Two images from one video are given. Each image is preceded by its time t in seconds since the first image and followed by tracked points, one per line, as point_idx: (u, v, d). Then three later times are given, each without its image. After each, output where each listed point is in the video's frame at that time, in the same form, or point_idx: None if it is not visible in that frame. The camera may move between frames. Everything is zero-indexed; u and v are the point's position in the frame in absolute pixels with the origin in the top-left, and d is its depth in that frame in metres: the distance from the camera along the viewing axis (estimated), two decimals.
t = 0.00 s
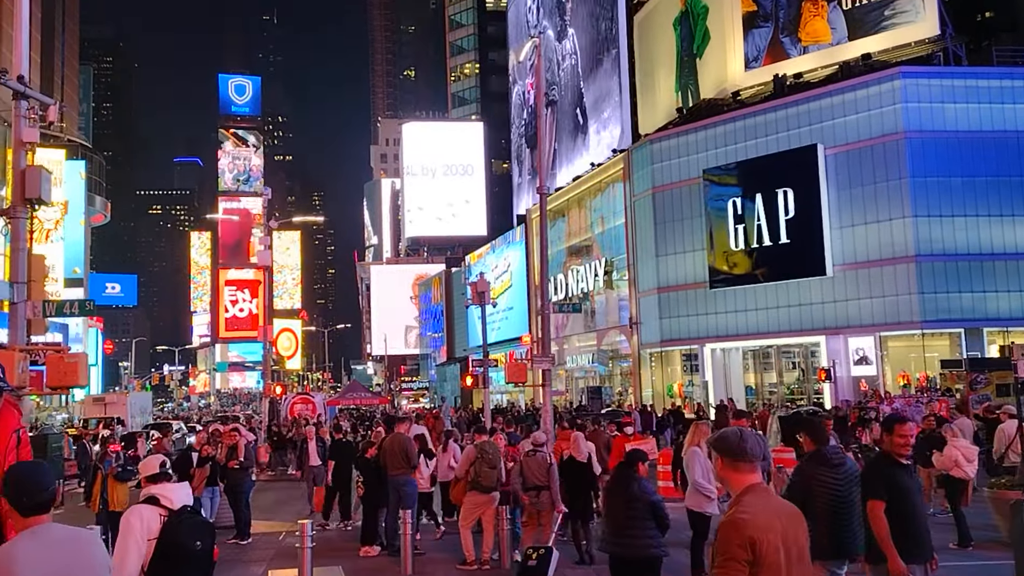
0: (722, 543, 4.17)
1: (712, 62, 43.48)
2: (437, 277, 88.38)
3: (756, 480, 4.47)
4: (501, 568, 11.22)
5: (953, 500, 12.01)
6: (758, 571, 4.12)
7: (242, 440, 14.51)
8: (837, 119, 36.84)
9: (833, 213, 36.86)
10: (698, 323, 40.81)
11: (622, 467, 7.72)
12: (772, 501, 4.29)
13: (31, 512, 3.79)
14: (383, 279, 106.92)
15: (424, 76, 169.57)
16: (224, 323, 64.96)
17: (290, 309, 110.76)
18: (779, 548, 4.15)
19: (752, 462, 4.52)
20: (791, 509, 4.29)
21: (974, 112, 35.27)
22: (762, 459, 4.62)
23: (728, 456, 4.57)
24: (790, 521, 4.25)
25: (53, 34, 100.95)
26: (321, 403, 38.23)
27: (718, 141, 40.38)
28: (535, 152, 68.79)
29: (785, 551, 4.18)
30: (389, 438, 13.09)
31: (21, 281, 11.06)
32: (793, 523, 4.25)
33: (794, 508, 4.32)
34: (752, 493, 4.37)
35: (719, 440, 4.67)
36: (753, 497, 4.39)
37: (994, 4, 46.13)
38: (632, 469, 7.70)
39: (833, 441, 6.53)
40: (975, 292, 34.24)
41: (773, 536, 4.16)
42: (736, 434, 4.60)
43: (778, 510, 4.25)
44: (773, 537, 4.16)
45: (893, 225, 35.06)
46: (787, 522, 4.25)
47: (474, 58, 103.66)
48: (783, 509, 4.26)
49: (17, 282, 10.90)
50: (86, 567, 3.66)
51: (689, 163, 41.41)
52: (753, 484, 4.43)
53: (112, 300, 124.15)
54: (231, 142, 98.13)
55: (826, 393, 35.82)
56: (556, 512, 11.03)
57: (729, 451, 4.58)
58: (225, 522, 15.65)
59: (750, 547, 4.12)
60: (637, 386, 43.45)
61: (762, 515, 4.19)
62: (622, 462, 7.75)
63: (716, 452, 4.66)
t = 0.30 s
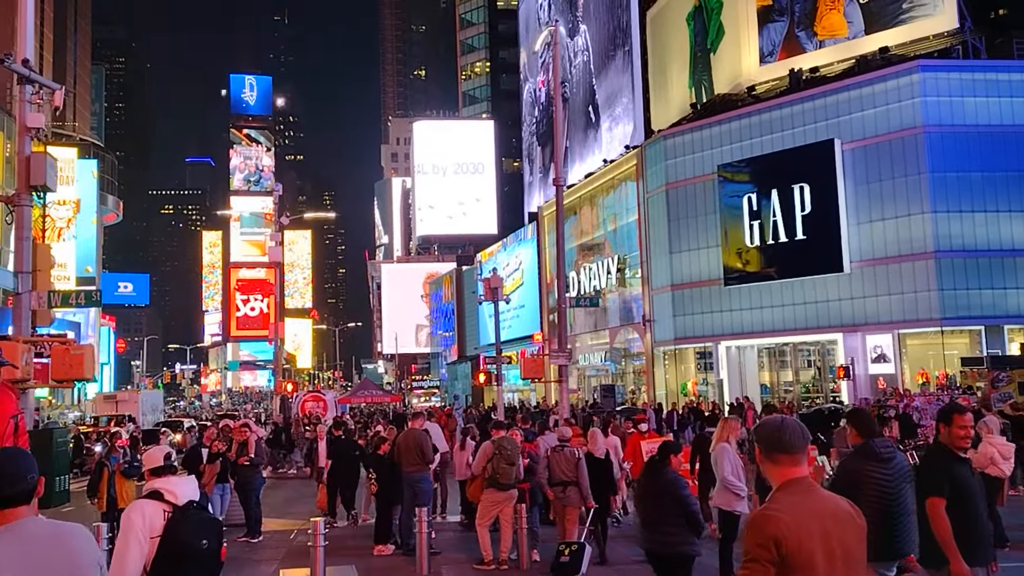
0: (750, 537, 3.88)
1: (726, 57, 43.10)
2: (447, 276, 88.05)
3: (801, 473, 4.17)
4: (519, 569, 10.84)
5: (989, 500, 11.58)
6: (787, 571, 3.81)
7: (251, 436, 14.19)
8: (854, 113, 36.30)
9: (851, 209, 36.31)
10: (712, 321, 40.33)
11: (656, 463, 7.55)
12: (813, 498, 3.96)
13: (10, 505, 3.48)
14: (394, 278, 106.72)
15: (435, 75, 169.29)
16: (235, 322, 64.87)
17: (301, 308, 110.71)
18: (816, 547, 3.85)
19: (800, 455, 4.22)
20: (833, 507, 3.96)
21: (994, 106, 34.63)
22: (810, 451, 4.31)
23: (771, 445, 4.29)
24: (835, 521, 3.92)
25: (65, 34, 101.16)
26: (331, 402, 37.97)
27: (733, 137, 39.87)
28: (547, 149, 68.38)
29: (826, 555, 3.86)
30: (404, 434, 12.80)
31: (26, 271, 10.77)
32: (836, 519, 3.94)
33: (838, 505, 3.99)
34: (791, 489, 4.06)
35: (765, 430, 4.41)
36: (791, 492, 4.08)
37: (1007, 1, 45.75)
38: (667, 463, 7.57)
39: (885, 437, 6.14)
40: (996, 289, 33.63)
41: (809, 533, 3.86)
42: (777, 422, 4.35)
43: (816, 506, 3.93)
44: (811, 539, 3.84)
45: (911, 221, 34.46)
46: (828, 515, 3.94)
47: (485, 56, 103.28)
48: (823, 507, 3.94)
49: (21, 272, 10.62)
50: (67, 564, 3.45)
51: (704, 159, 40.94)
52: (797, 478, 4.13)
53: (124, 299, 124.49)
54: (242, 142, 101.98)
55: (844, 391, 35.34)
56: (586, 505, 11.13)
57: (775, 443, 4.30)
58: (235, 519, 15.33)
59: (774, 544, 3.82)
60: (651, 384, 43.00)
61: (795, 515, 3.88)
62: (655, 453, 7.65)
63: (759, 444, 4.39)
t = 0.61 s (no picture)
0: (786, 549, 3.60)
1: (739, 55, 42.56)
2: (457, 275, 87.79)
3: (852, 489, 3.78)
4: None
5: None
6: None
7: (259, 437, 13.84)
8: (870, 110, 35.78)
9: (867, 207, 35.75)
10: (726, 320, 39.84)
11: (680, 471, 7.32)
12: (861, 513, 3.65)
13: None
14: (403, 278, 106.52)
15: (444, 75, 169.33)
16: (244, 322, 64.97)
17: (310, 308, 110.62)
18: (857, 564, 3.54)
19: (851, 465, 3.83)
20: (884, 526, 3.64)
21: (1013, 101, 34.05)
22: (866, 457, 3.93)
23: (819, 454, 3.90)
24: (878, 541, 3.60)
25: (75, 34, 101.29)
26: (340, 402, 37.68)
27: (746, 134, 39.36)
28: (557, 148, 67.94)
29: (866, 570, 3.56)
30: (415, 435, 12.44)
31: (26, 267, 10.46)
32: (882, 537, 3.61)
33: (890, 522, 3.67)
34: (837, 502, 3.72)
35: (814, 439, 3.98)
36: (838, 505, 3.75)
37: None
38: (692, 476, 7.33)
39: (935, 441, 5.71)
40: (1015, 288, 33.05)
41: (851, 546, 3.55)
42: (825, 429, 3.96)
43: (862, 523, 3.62)
44: (852, 553, 3.55)
45: (929, 219, 33.88)
46: (873, 530, 3.62)
47: (494, 55, 103.08)
48: (873, 525, 3.62)
49: (20, 268, 10.31)
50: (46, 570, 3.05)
51: (717, 156, 40.44)
52: (845, 491, 3.77)
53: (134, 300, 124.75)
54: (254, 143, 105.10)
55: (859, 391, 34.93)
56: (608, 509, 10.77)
57: (824, 450, 3.90)
58: (243, 522, 14.96)
59: (810, 557, 3.53)
60: (663, 385, 42.54)
61: (836, 530, 3.58)
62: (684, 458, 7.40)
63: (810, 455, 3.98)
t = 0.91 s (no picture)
0: (819, 546, 3.25)
1: (748, 50, 42.13)
2: (462, 274, 87.45)
3: (905, 486, 3.37)
4: None
5: None
6: None
7: (260, 435, 13.44)
8: (882, 105, 35.30)
9: (878, 203, 35.27)
10: (734, 318, 39.40)
11: (694, 467, 7.45)
12: (913, 512, 3.26)
13: None
14: (408, 277, 106.27)
15: (450, 74, 169.21)
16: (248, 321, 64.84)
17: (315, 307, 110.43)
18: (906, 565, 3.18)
19: (904, 456, 3.42)
20: (942, 526, 3.25)
21: None
22: (919, 448, 3.54)
23: (868, 446, 3.50)
24: (933, 538, 3.23)
25: (80, 33, 101.32)
26: (346, 400, 37.30)
27: (756, 129, 38.91)
28: (562, 145, 67.52)
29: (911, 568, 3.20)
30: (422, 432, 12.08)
31: (17, 257, 10.13)
32: (934, 538, 3.22)
33: (946, 522, 3.28)
34: (884, 498, 3.34)
35: (860, 429, 3.59)
36: (886, 499, 3.37)
37: None
38: (706, 472, 7.44)
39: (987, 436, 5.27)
40: None
41: (895, 544, 3.19)
42: (875, 414, 3.55)
43: (914, 523, 3.24)
44: (896, 555, 3.18)
45: (941, 215, 33.39)
46: (920, 530, 3.24)
47: (500, 54, 102.70)
48: (928, 524, 3.23)
49: (13, 259, 9.97)
50: None
51: (725, 152, 39.97)
52: (895, 485, 3.38)
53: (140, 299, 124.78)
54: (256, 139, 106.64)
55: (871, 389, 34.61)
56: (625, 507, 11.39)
57: (871, 438, 3.50)
58: (244, 522, 14.58)
59: (846, 556, 3.19)
60: (671, 384, 42.06)
61: (877, 528, 3.21)
62: (699, 453, 7.52)
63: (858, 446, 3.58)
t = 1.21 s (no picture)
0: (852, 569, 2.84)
1: (757, 46, 41.73)
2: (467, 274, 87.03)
3: (959, 507, 2.89)
4: None
5: None
6: None
7: (261, 436, 13.01)
8: (894, 101, 34.78)
9: (891, 200, 34.75)
10: (744, 317, 38.88)
11: (703, 471, 7.75)
12: (968, 531, 2.80)
13: None
14: (414, 277, 105.88)
15: (455, 74, 168.87)
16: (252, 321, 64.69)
17: (320, 307, 110.08)
18: None
19: (966, 471, 2.97)
20: (1008, 548, 2.77)
21: None
22: (976, 457, 3.09)
23: (921, 458, 3.04)
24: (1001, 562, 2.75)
25: (85, 33, 101.07)
26: (350, 400, 36.95)
27: (765, 126, 38.39)
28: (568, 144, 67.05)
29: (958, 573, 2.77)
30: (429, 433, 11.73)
31: (8, 252, 9.79)
32: (988, 561, 2.75)
33: (1013, 545, 2.79)
34: (935, 519, 2.87)
35: (904, 437, 3.15)
36: (939, 523, 2.89)
37: None
38: (716, 480, 7.76)
39: None
40: None
41: (940, 569, 2.74)
42: (937, 425, 3.07)
43: (956, 540, 2.79)
44: None
45: (955, 213, 32.86)
46: (975, 555, 2.77)
47: (505, 53, 102.18)
48: (994, 548, 2.76)
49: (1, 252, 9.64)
50: None
51: (735, 149, 39.45)
52: (949, 506, 2.90)
53: (145, 299, 124.58)
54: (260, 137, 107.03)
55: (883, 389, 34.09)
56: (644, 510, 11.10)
57: (919, 447, 3.07)
58: (245, 526, 14.16)
59: None
60: (680, 384, 41.50)
61: (916, 548, 2.80)
62: (707, 461, 7.80)
63: (905, 451, 3.13)
